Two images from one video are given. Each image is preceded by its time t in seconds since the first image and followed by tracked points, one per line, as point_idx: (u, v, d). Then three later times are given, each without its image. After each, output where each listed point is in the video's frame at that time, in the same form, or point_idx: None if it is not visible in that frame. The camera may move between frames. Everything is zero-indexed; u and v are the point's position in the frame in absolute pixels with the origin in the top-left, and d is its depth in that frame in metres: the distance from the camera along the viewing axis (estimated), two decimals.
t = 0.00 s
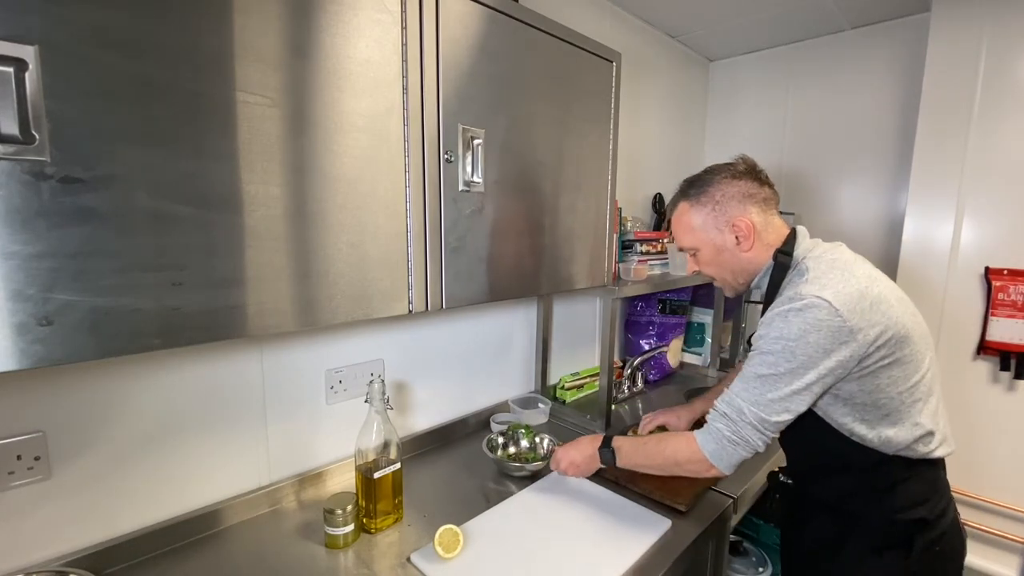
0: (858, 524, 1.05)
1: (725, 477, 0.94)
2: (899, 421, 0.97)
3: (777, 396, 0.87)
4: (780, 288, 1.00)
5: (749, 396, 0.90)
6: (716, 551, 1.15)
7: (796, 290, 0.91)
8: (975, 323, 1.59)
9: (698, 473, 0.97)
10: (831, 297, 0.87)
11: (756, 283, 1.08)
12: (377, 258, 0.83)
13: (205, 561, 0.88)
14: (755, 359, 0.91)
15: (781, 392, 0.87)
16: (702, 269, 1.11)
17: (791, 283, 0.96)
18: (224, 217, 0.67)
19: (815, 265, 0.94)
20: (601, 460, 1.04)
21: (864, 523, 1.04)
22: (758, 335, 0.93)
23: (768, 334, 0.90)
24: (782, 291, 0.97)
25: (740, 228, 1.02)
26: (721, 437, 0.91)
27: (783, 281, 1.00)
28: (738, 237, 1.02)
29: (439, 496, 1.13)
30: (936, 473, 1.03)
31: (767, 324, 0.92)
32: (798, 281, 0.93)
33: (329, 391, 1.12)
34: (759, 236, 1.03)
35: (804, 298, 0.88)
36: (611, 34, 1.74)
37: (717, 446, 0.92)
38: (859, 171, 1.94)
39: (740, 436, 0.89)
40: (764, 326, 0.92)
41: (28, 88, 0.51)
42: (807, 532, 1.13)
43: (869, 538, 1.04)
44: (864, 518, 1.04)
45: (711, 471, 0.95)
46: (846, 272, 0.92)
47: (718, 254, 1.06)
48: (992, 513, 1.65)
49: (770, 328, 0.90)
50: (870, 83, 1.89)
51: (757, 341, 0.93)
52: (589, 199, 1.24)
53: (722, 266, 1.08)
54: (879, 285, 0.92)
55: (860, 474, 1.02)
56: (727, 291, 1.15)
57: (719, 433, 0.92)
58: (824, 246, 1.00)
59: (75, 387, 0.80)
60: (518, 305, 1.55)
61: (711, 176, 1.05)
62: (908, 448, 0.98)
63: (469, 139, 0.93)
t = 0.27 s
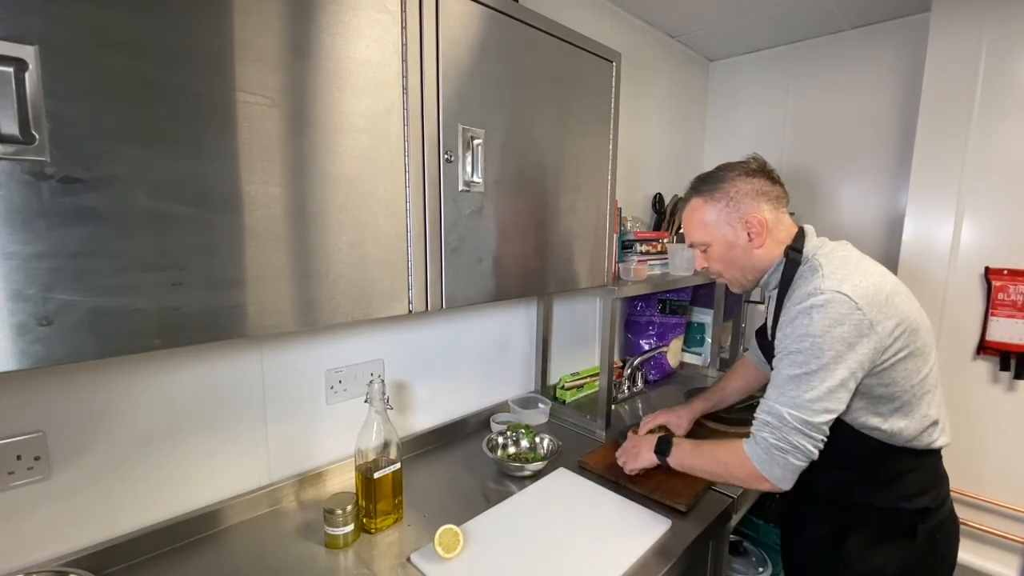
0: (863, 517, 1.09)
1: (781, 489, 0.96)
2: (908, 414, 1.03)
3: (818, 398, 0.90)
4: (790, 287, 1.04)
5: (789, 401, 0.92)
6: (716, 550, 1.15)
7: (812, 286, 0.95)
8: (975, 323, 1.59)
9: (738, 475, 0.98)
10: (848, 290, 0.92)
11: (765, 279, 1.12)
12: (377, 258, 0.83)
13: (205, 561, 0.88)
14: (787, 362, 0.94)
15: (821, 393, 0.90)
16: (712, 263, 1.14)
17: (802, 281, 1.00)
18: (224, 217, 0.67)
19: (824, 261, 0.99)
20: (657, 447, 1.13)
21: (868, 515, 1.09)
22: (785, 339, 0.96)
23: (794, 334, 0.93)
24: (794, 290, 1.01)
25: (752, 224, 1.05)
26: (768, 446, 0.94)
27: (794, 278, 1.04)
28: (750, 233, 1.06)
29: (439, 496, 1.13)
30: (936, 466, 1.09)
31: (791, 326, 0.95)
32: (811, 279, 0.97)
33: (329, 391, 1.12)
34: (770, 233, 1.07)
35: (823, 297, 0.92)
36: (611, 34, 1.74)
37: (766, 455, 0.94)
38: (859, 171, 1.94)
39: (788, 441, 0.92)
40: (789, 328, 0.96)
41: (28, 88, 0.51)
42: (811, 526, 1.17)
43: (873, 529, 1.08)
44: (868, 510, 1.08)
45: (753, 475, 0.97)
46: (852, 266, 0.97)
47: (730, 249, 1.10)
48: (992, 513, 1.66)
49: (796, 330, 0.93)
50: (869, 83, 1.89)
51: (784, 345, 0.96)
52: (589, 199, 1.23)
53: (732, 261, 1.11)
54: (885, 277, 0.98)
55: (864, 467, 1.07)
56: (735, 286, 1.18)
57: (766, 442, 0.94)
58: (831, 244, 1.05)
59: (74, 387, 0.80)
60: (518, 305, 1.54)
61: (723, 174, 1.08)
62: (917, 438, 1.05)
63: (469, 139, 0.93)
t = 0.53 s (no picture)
0: (871, 511, 1.09)
1: (815, 488, 0.97)
2: (917, 409, 1.05)
3: (846, 397, 0.91)
4: (800, 287, 1.06)
5: (818, 403, 0.93)
6: (716, 550, 1.15)
7: (828, 286, 0.97)
8: (975, 323, 1.59)
9: (772, 475, 0.99)
10: (864, 288, 0.95)
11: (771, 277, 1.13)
12: (377, 258, 0.83)
13: (205, 561, 0.88)
14: (812, 364, 0.95)
15: (849, 392, 0.91)
16: (719, 261, 1.14)
17: (813, 282, 1.02)
18: (224, 217, 0.67)
19: (834, 260, 1.02)
20: (683, 440, 1.12)
21: (876, 509, 1.09)
22: (806, 340, 0.97)
23: (817, 335, 0.95)
24: (806, 290, 1.03)
25: (763, 221, 1.06)
26: (800, 447, 0.95)
27: (805, 276, 1.06)
28: (761, 230, 1.07)
29: (439, 496, 1.13)
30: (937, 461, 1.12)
31: (812, 328, 0.96)
32: (824, 280, 0.99)
33: (329, 391, 1.12)
34: (779, 230, 1.08)
35: (841, 297, 0.94)
36: (611, 34, 1.74)
37: (798, 456, 0.95)
38: (859, 171, 1.94)
39: (821, 441, 0.93)
40: (809, 329, 0.97)
41: (28, 88, 0.51)
42: (816, 522, 1.16)
43: (879, 523, 1.09)
44: (876, 504, 1.09)
45: (789, 477, 0.97)
46: (861, 264, 1.00)
47: (739, 246, 1.10)
48: (992, 513, 1.66)
49: (817, 331, 0.95)
50: (869, 83, 1.89)
51: (806, 346, 0.97)
52: (589, 199, 1.23)
53: (740, 257, 1.12)
54: (892, 274, 1.02)
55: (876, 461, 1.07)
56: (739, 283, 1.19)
57: (797, 443, 0.95)
58: (838, 243, 1.08)
59: (74, 387, 0.80)
60: (518, 305, 1.55)
61: (734, 171, 1.09)
62: (926, 432, 1.07)
63: (469, 139, 0.93)
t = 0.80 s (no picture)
0: (874, 506, 1.09)
1: (825, 484, 0.97)
2: (919, 406, 1.06)
3: (856, 393, 0.92)
4: (805, 285, 1.06)
5: (828, 399, 0.93)
6: (716, 550, 1.15)
7: (837, 283, 0.98)
8: (975, 323, 1.59)
9: (783, 471, 0.99)
10: (872, 286, 0.95)
11: (775, 274, 1.14)
12: (377, 258, 0.83)
13: (205, 561, 0.88)
14: (821, 360, 0.95)
15: (859, 389, 0.92)
16: (726, 258, 1.14)
17: (820, 279, 1.02)
18: (224, 217, 0.67)
19: (840, 258, 1.02)
20: (695, 439, 1.11)
21: (879, 504, 1.09)
22: (816, 337, 0.97)
23: (827, 331, 0.95)
24: (812, 288, 1.03)
25: (772, 219, 1.07)
26: (809, 443, 0.95)
27: (811, 274, 1.06)
28: (769, 228, 1.07)
29: (439, 496, 1.13)
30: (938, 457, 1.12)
31: (821, 325, 0.97)
32: (831, 277, 1.00)
33: (329, 391, 1.12)
34: (787, 229, 1.09)
35: (850, 294, 0.95)
36: (611, 34, 1.74)
37: (808, 452, 0.95)
38: (859, 171, 1.94)
39: (831, 437, 0.93)
40: (818, 326, 0.97)
41: (28, 88, 0.51)
42: (819, 517, 1.16)
43: (883, 518, 1.09)
44: (879, 499, 1.09)
45: (799, 472, 0.97)
46: (866, 262, 1.01)
47: (747, 244, 1.10)
48: (992, 513, 1.66)
49: (827, 327, 0.95)
50: (869, 83, 1.89)
51: (815, 343, 0.97)
52: (589, 199, 1.23)
53: (747, 255, 1.12)
54: (898, 272, 1.03)
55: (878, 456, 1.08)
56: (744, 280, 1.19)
57: (807, 439, 0.95)
58: (843, 242, 1.08)
59: (74, 387, 0.80)
60: (518, 304, 1.55)
61: (744, 169, 1.09)
62: (928, 429, 1.08)
63: (469, 139, 0.93)
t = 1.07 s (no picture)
0: (874, 504, 1.09)
1: (834, 481, 0.97)
2: (919, 403, 1.06)
3: (861, 389, 0.92)
4: (805, 283, 1.06)
5: (833, 396, 0.94)
6: (716, 550, 1.16)
7: (837, 280, 0.98)
8: (975, 323, 1.59)
9: (791, 468, 0.99)
10: (872, 282, 0.96)
11: (775, 273, 1.14)
12: (377, 258, 0.83)
13: (205, 561, 0.88)
14: (825, 358, 0.96)
15: (864, 385, 0.92)
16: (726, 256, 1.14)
17: (819, 277, 1.02)
18: (224, 217, 0.67)
19: (839, 255, 1.02)
20: (702, 434, 1.10)
21: (880, 501, 1.09)
22: (819, 334, 0.97)
23: (829, 328, 0.95)
24: (812, 286, 1.03)
25: (772, 218, 1.07)
26: (816, 439, 0.95)
27: (810, 272, 1.06)
28: (769, 226, 1.07)
29: (439, 496, 1.13)
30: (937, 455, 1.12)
31: (823, 323, 0.97)
32: (831, 275, 1.00)
33: (329, 391, 1.12)
34: (787, 228, 1.09)
35: (851, 291, 0.95)
36: (611, 34, 1.74)
37: (815, 448, 0.96)
38: (859, 171, 1.94)
39: (838, 433, 0.93)
40: (821, 324, 0.97)
41: (28, 87, 0.51)
42: (820, 515, 1.16)
43: (883, 515, 1.09)
44: (879, 496, 1.09)
45: (807, 468, 0.97)
46: (864, 258, 1.02)
47: (747, 242, 1.10)
48: (993, 513, 1.66)
49: (830, 325, 0.95)
50: (869, 83, 1.89)
51: (818, 341, 0.97)
52: (589, 199, 1.23)
53: (747, 253, 1.12)
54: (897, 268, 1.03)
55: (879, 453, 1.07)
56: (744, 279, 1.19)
57: (814, 436, 0.95)
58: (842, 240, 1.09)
59: (74, 387, 0.80)
60: (518, 304, 1.55)
61: (744, 168, 1.10)
62: (927, 426, 1.08)
63: (469, 139, 0.93)
